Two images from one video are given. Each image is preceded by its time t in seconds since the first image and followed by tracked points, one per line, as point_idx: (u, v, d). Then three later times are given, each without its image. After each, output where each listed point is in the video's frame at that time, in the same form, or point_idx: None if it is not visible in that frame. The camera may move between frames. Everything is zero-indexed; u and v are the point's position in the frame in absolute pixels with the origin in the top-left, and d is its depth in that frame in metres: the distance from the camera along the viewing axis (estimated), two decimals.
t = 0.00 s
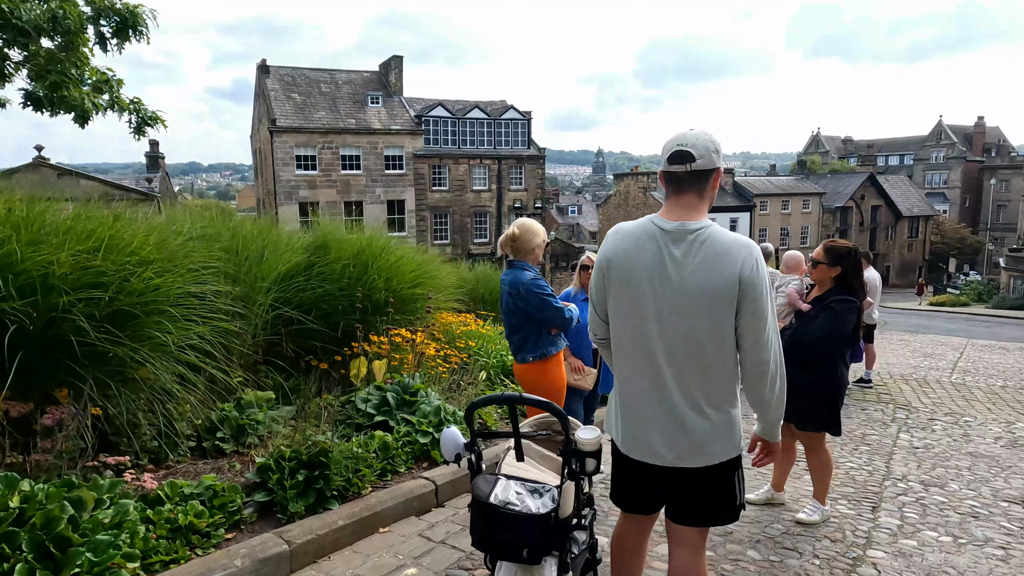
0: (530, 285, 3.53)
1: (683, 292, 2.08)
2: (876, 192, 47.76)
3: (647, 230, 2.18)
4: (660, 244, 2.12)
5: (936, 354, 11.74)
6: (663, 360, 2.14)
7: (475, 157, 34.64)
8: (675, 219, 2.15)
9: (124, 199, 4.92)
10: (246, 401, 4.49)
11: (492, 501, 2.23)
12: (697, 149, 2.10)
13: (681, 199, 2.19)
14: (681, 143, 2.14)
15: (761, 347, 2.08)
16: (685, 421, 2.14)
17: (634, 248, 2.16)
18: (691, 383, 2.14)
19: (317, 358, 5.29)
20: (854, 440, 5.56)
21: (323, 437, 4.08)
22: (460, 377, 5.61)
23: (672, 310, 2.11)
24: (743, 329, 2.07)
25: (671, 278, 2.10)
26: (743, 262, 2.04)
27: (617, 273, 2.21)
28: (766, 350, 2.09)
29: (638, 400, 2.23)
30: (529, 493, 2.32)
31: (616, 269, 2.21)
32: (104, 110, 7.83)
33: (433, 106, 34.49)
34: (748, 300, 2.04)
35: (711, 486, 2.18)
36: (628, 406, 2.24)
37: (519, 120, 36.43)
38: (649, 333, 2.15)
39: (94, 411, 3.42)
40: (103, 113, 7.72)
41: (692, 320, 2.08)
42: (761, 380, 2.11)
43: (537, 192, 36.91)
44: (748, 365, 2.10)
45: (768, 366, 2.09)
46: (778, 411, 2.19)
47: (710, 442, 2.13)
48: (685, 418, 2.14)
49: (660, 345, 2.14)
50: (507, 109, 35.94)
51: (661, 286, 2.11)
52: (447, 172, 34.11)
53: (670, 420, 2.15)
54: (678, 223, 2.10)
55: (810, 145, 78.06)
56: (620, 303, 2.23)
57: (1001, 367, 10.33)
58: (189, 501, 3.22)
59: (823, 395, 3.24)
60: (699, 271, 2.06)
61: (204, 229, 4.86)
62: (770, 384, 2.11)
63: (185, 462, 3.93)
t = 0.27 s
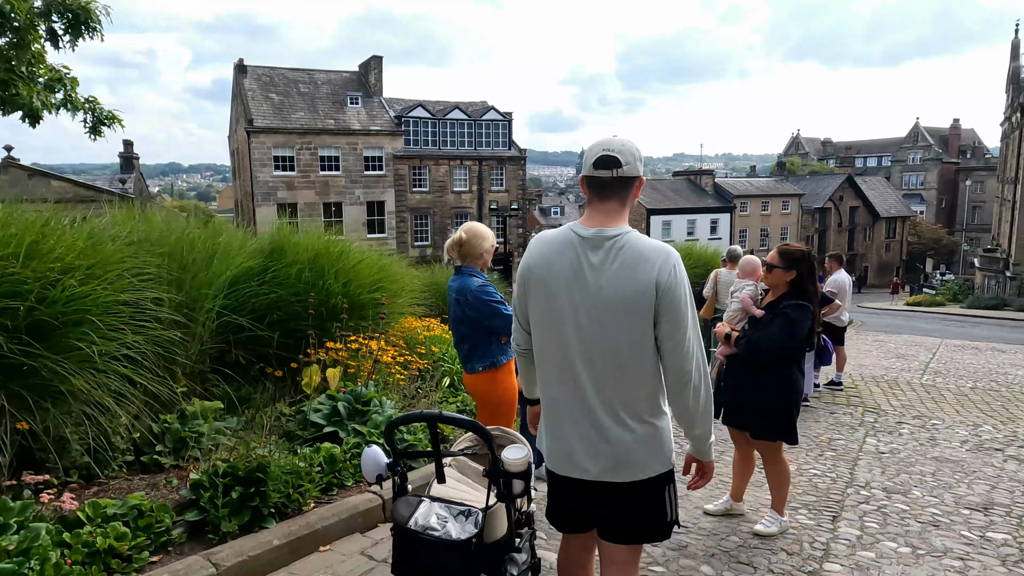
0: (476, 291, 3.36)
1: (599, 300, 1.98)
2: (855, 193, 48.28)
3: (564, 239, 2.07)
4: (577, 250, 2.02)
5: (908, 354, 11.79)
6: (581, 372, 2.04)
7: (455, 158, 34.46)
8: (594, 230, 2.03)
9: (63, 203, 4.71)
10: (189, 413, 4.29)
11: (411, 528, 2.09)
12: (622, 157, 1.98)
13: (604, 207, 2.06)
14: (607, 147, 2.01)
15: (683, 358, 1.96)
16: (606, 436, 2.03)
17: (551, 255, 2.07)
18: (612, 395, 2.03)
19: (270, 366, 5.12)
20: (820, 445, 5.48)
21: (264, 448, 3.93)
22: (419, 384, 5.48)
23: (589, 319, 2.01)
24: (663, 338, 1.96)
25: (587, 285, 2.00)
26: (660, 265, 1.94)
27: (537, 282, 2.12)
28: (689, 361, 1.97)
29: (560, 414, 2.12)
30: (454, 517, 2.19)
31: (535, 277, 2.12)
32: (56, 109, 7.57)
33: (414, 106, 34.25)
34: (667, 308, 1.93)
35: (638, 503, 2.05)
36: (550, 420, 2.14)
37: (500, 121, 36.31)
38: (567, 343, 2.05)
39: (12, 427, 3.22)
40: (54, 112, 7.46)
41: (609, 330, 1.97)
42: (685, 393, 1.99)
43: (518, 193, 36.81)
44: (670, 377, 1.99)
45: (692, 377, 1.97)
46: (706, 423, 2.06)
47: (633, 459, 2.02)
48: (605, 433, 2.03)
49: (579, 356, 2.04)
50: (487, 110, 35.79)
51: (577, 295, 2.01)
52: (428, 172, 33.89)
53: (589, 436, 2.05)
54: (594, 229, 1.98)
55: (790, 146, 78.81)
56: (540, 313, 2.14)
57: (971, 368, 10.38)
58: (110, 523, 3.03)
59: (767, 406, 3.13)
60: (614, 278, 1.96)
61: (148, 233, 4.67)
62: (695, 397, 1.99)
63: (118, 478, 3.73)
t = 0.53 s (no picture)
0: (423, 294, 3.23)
1: (514, 300, 2.15)
2: (834, 196, 48.77)
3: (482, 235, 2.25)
4: (492, 252, 2.20)
5: (882, 357, 11.82)
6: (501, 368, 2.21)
7: (437, 160, 34.29)
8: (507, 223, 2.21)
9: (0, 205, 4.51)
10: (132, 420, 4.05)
11: (327, 548, 1.94)
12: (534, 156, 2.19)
13: (519, 204, 2.25)
14: (521, 147, 2.20)
15: (594, 353, 2.13)
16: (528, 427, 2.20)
17: (469, 259, 2.24)
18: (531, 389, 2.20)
19: (224, 372, 4.95)
20: (787, 449, 5.42)
21: (210, 461, 3.78)
22: (378, 391, 5.34)
23: (505, 318, 2.17)
24: (575, 335, 2.13)
25: (502, 287, 2.17)
26: (572, 263, 2.12)
27: (458, 284, 2.29)
28: (601, 355, 2.14)
29: (484, 407, 2.29)
30: (375, 535, 2.04)
31: (457, 279, 2.29)
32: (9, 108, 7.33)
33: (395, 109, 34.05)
34: (576, 305, 2.11)
35: (565, 502, 2.23)
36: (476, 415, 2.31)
37: (482, 124, 36.21)
38: (488, 343, 2.21)
39: None
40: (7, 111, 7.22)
41: (525, 327, 2.15)
42: (598, 386, 2.15)
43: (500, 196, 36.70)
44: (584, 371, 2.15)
45: (603, 371, 2.14)
46: (624, 418, 2.23)
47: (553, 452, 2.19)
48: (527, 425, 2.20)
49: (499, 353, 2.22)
50: (469, 112, 35.69)
51: (495, 295, 2.18)
52: (409, 175, 33.68)
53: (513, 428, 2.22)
54: (508, 226, 2.17)
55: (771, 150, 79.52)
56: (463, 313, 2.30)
57: (942, 369, 10.42)
58: (27, 542, 2.85)
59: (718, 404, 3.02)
60: (526, 279, 2.13)
61: (91, 233, 4.49)
62: (607, 389, 2.16)
63: (49, 492, 3.53)
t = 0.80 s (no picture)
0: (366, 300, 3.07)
1: (430, 303, 2.09)
2: (817, 199, 49.14)
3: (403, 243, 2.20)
4: (409, 254, 2.15)
5: (860, 359, 11.80)
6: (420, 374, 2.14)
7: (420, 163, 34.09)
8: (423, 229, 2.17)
9: None
10: (73, 431, 3.84)
11: None
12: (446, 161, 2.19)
13: (435, 210, 2.23)
14: (430, 154, 2.19)
15: (513, 355, 2.08)
16: (447, 435, 2.13)
17: (388, 262, 2.19)
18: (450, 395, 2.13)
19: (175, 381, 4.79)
20: (756, 456, 5.33)
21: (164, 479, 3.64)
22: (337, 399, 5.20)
23: (422, 322, 2.11)
24: (493, 337, 2.07)
25: (419, 289, 2.11)
26: (486, 266, 2.06)
27: (377, 289, 2.23)
28: (520, 358, 2.09)
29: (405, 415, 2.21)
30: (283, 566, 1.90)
31: (377, 284, 2.24)
32: None
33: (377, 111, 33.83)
34: (493, 306, 2.05)
35: (495, 510, 2.17)
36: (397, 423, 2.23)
37: (465, 126, 36.06)
38: (407, 347, 2.15)
39: None
40: None
41: (441, 331, 2.08)
42: (518, 390, 2.10)
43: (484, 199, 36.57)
44: (505, 375, 2.10)
45: (523, 374, 2.09)
46: (549, 420, 2.19)
47: (480, 462, 2.13)
48: (446, 433, 2.14)
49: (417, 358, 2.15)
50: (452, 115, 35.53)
51: (411, 298, 2.12)
52: (392, 177, 33.46)
53: (433, 435, 2.15)
54: (422, 231, 2.12)
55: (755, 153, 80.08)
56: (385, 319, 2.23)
57: (918, 372, 10.41)
58: None
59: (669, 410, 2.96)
60: (442, 280, 2.07)
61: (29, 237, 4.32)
62: (527, 392, 2.11)
63: None
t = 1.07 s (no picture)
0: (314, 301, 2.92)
1: (367, 301, 1.93)
2: (803, 200, 49.37)
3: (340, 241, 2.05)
4: (346, 250, 1.99)
5: (842, 360, 11.74)
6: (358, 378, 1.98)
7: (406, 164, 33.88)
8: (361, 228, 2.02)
9: None
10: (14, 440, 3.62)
11: None
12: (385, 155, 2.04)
13: (374, 207, 2.07)
14: (365, 149, 2.05)
15: (456, 357, 1.92)
16: (388, 442, 1.98)
17: (324, 259, 2.04)
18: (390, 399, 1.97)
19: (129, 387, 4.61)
20: (731, 460, 5.21)
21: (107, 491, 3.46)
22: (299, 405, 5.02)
23: (360, 322, 1.95)
24: (435, 338, 1.91)
25: (355, 288, 1.95)
26: (426, 262, 1.90)
27: (315, 287, 2.08)
28: (464, 360, 1.93)
29: (344, 423, 2.05)
30: None
31: (314, 282, 2.08)
32: None
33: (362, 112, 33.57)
34: (433, 304, 1.89)
35: (440, 520, 2.02)
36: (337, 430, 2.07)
37: (451, 127, 35.87)
38: (345, 349, 1.99)
39: None
40: None
41: (379, 331, 1.92)
42: (463, 393, 1.94)
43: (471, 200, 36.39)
44: (448, 378, 1.94)
45: (467, 377, 1.93)
46: (498, 424, 2.03)
47: (422, 470, 1.98)
48: (387, 440, 1.98)
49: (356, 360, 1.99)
50: (438, 115, 35.34)
51: (347, 297, 1.96)
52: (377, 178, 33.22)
53: (372, 442, 1.99)
54: (358, 228, 1.97)
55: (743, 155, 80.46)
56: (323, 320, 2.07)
57: (900, 372, 10.35)
58: None
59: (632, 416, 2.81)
60: (378, 278, 1.92)
61: None
62: (472, 396, 1.95)
63: None
